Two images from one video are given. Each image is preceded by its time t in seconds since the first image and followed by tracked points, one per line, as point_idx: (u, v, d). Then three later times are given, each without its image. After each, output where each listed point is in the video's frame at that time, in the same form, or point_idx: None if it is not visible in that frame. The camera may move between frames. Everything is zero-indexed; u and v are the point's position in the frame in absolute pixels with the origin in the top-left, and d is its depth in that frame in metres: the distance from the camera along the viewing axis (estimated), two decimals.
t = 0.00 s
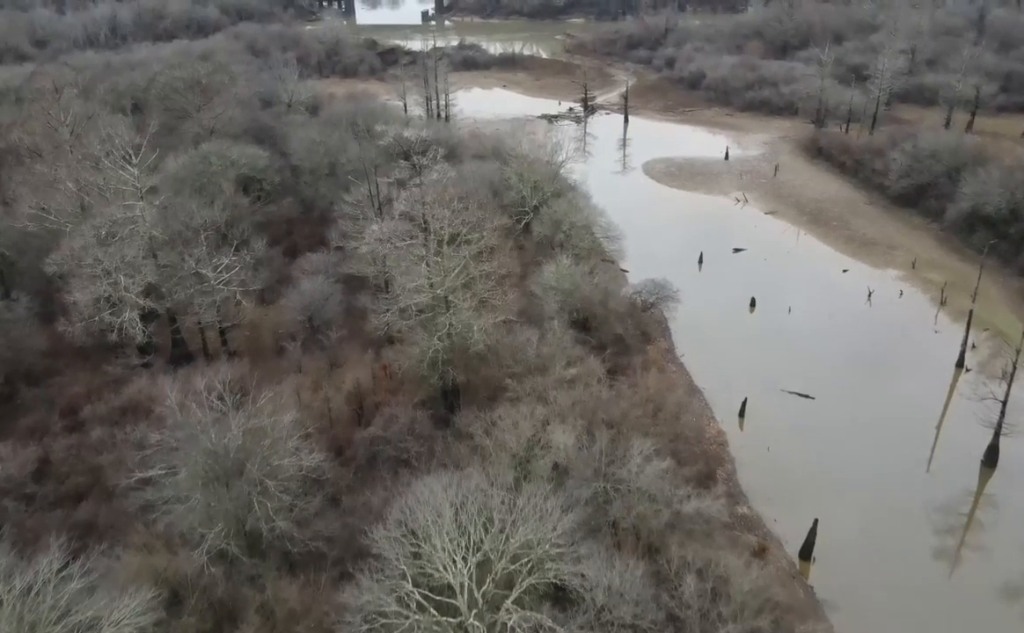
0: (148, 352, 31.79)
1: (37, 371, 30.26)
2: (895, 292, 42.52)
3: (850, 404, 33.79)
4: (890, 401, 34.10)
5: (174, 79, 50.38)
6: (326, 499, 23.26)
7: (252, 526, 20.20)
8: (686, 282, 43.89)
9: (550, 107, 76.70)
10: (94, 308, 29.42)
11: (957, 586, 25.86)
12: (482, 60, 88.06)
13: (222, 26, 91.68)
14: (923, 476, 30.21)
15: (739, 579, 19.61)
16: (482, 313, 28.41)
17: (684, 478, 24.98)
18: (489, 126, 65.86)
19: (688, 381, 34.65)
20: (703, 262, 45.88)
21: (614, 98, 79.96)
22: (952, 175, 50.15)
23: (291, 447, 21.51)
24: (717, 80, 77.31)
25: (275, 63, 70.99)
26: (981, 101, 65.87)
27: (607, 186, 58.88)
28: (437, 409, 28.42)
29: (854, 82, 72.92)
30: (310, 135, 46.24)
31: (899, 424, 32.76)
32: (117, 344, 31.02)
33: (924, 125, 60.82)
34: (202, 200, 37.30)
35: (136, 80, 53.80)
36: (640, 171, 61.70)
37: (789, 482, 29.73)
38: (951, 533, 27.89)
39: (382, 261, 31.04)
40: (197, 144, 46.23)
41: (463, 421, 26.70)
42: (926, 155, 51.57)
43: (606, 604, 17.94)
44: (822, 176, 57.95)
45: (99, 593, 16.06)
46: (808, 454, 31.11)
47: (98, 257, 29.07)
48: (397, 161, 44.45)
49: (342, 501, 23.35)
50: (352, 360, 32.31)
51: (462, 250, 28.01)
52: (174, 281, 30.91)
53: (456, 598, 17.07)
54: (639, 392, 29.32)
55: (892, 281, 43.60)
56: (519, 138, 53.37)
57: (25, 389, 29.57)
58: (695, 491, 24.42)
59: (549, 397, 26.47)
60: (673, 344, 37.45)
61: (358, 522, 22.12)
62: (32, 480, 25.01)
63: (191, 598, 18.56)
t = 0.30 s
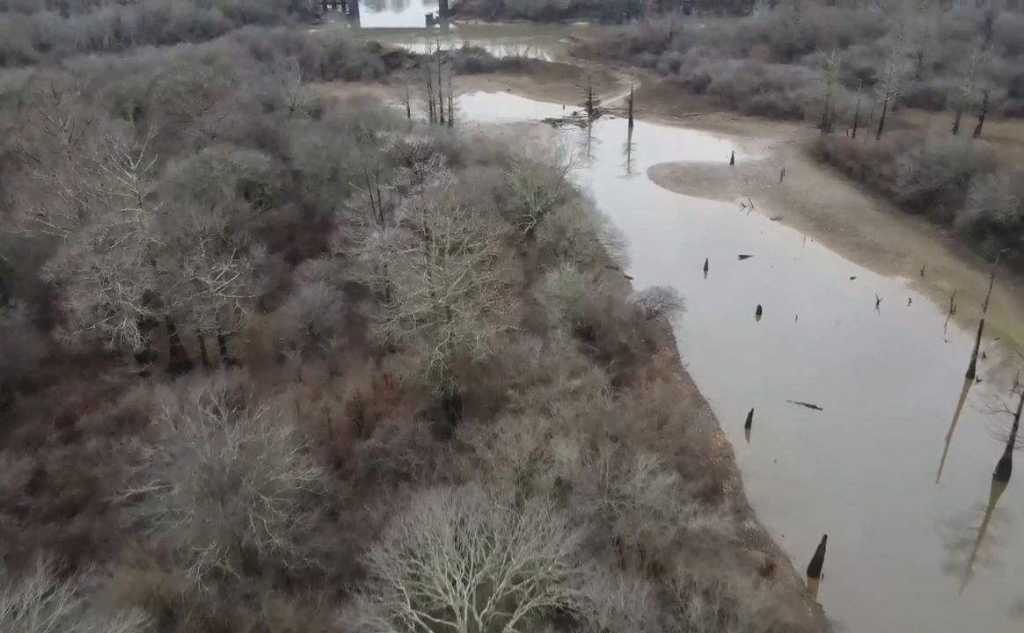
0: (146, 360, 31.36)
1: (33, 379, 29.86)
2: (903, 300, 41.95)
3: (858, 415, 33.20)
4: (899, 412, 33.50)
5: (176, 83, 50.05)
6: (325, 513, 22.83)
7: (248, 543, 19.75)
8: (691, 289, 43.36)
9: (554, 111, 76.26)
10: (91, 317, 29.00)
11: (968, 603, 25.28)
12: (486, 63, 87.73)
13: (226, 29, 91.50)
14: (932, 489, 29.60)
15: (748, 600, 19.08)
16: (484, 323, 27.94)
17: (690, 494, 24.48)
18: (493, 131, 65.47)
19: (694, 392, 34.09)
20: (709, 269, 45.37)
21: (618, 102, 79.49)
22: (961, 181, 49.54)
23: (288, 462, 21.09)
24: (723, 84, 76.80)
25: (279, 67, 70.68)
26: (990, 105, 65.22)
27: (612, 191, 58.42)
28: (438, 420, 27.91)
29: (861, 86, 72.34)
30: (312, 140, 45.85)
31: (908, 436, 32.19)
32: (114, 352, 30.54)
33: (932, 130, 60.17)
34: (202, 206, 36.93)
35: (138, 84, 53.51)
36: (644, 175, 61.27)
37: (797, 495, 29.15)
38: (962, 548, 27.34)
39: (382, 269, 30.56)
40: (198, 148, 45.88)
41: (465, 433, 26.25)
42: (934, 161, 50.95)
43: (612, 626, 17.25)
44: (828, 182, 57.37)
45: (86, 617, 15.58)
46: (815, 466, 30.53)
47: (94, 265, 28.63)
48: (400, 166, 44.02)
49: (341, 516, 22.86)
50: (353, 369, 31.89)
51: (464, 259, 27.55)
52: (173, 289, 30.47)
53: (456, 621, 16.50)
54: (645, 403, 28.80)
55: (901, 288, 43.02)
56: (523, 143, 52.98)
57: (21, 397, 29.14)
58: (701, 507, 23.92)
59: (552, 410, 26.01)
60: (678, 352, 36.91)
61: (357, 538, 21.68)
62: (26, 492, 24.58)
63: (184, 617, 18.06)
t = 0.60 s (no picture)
0: (144, 368, 30.93)
1: (31, 387, 29.46)
2: (912, 308, 41.35)
3: (867, 426, 32.58)
4: (909, 423, 32.90)
5: (178, 88, 49.73)
6: (323, 528, 22.37)
7: (243, 560, 19.18)
8: (697, 296, 42.79)
9: (559, 115, 75.82)
10: (88, 325, 28.57)
11: (981, 620, 24.68)
12: (491, 67, 87.37)
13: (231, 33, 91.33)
14: (943, 503, 29.01)
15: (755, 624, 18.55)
16: (486, 333, 27.46)
17: (695, 510, 23.96)
18: (497, 136, 65.04)
19: (700, 402, 33.55)
20: (715, 276, 44.81)
21: (624, 106, 79.00)
22: (970, 187, 48.88)
23: (284, 478, 20.58)
24: (729, 88, 76.24)
25: (282, 71, 70.38)
26: (999, 110, 64.53)
27: (617, 195, 57.93)
28: (440, 431, 27.47)
29: (868, 90, 71.74)
30: (314, 144, 45.43)
31: (918, 448, 31.57)
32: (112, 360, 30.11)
33: (940, 135, 59.55)
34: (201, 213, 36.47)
35: (141, 88, 53.21)
36: (650, 180, 60.81)
37: (805, 508, 28.58)
38: (974, 562, 26.72)
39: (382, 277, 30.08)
40: (200, 153, 45.53)
41: (466, 446, 25.79)
42: (943, 166, 50.31)
43: None
44: (835, 187, 56.78)
45: None
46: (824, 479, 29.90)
47: (92, 273, 28.22)
48: (403, 172, 43.63)
49: (339, 531, 22.43)
50: (354, 379, 31.46)
51: (466, 267, 27.05)
52: (172, 296, 30.05)
53: None
54: (650, 414, 28.26)
55: (909, 296, 42.40)
56: (528, 149, 52.58)
57: (18, 405, 28.74)
58: (707, 524, 23.41)
59: (555, 423, 25.52)
60: (684, 362, 36.34)
61: (355, 555, 21.19)
62: (21, 504, 24.16)
63: None
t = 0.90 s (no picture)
0: (143, 377, 30.53)
1: (28, 396, 29.08)
2: (922, 317, 40.72)
3: (877, 439, 31.97)
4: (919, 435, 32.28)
5: (181, 92, 49.46)
6: (322, 544, 21.93)
7: (239, 578, 18.72)
8: (703, 304, 42.24)
9: (564, 119, 75.44)
10: (85, 334, 28.21)
11: None
12: (495, 70, 86.92)
13: (236, 36, 91.14)
14: (954, 518, 28.40)
15: None
16: (489, 343, 27.02)
17: (702, 526, 23.42)
18: (501, 140, 64.66)
19: (706, 413, 32.97)
20: (721, 283, 44.24)
21: (629, 110, 78.44)
22: (980, 193, 48.28)
23: (282, 494, 20.18)
24: (735, 92, 75.70)
25: (287, 75, 70.14)
26: (1009, 114, 63.83)
27: (623, 201, 57.48)
28: (441, 443, 27.04)
29: (876, 95, 71.13)
30: (317, 149, 45.05)
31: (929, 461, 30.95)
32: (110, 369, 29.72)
33: (949, 141, 58.96)
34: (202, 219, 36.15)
35: (145, 93, 53.03)
36: (655, 185, 60.26)
37: (814, 523, 27.95)
38: (987, 578, 26.11)
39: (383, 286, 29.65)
40: (202, 158, 45.23)
41: (468, 458, 25.34)
42: (953, 172, 49.67)
43: None
44: (843, 193, 56.18)
45: None
46: (833, 493, 29.29)
47: (89, 281, 27.85)
48: (406, 178, 43.17)
49: (338, 546, 21.99)
50: (355, 389, 31.06)
51: (469, 277, 26.61)
52: (171, 304, 29.70)
53: None
54: (655, 426, 27.76)
55: (919, 305, 41.80)
56: (532, 154, 52.10)
57: (15, 415, 28.35)
58: (714, 542, 22.88)
59: (559, 436, 25.07)
60: (690, 371, 35.76)
61: (354, 572, 20.74)
62: (15, 517, 23.71)
63: None
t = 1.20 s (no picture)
0: (142, 386, 30.06)
1: (26, 405, 28.64)
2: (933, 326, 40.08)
3: (887, 451, 31.37)
4: (931, 447, 31.67)
5: (184, 96, 49.16)
6: (320, 561, 21.44)
7: (235, 597, 18.01)
8: (710, 312, 41.69)
9: (569, 124, 75.00)
10: (83, 342, 27.81)
11: None
12: (501, 74, 86.49)
13: (241, 39, 90.85)
14: (966, 533, 27.79)
15: None
16: (492, 354, 26.55)
17: (709, 544, 22.91)
18: (506, 145, 64.21)
19: (713, 425, 32.41)
20: (728, 291, 43.68)
21: (635, 115, 77.90)
22: (992, 199, 47.65)
23: (279, 511, 19.71)
24: (742, 96, 75.12)
25: (291, 78, 69.84)
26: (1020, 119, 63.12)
27: (629, 206, 56.99)
28: (443, 456, 26.56)
29: (885, 99, 70.49)
30: (320, 153, 44.62)
31: (940, 474, 30.32)
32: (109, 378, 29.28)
33: (959, 146, 58.31)
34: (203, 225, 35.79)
35: (148, 97, 52.76)
36: (661, 190, 59.74)
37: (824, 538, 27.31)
38: (1001, 595, 25.46)
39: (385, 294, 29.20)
40: (205, 162, 44.88)
41: (471, 472, 24.87)
42: (964, 178, 49.02)
43: None
44: (851, 199, 55.58)
45: None
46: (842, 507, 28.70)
47: (87, 289, 27.45)
48: (410, 184, 42.73)
49: (337, 563, 21.54)
50: (357, 398, 30.60)
51: (471, 286, 26.14)
52: (170, 312, 29.32)
53: None
54: (662, 438, 27.23)
55: (929, 313, 41.17)
56: (537, 159, 51.63)
57: (12, 424, 27.92)
58: (721, 561, 22.38)
59: (563, 449, 24.58)
60: (697, 381, 35.21)
61: (352, 591, 20.23)
62: (10, 529, 23.29)
63: None
